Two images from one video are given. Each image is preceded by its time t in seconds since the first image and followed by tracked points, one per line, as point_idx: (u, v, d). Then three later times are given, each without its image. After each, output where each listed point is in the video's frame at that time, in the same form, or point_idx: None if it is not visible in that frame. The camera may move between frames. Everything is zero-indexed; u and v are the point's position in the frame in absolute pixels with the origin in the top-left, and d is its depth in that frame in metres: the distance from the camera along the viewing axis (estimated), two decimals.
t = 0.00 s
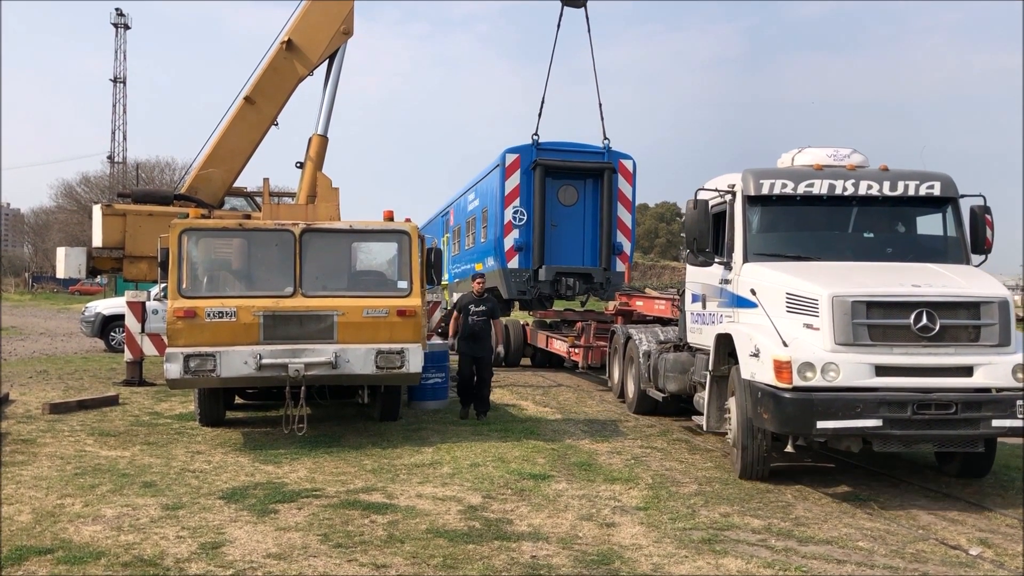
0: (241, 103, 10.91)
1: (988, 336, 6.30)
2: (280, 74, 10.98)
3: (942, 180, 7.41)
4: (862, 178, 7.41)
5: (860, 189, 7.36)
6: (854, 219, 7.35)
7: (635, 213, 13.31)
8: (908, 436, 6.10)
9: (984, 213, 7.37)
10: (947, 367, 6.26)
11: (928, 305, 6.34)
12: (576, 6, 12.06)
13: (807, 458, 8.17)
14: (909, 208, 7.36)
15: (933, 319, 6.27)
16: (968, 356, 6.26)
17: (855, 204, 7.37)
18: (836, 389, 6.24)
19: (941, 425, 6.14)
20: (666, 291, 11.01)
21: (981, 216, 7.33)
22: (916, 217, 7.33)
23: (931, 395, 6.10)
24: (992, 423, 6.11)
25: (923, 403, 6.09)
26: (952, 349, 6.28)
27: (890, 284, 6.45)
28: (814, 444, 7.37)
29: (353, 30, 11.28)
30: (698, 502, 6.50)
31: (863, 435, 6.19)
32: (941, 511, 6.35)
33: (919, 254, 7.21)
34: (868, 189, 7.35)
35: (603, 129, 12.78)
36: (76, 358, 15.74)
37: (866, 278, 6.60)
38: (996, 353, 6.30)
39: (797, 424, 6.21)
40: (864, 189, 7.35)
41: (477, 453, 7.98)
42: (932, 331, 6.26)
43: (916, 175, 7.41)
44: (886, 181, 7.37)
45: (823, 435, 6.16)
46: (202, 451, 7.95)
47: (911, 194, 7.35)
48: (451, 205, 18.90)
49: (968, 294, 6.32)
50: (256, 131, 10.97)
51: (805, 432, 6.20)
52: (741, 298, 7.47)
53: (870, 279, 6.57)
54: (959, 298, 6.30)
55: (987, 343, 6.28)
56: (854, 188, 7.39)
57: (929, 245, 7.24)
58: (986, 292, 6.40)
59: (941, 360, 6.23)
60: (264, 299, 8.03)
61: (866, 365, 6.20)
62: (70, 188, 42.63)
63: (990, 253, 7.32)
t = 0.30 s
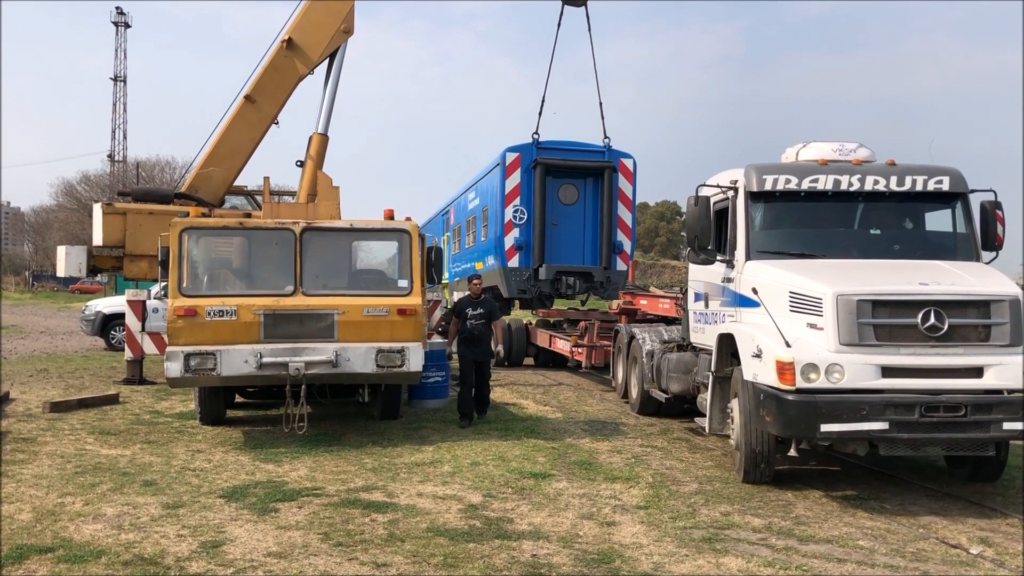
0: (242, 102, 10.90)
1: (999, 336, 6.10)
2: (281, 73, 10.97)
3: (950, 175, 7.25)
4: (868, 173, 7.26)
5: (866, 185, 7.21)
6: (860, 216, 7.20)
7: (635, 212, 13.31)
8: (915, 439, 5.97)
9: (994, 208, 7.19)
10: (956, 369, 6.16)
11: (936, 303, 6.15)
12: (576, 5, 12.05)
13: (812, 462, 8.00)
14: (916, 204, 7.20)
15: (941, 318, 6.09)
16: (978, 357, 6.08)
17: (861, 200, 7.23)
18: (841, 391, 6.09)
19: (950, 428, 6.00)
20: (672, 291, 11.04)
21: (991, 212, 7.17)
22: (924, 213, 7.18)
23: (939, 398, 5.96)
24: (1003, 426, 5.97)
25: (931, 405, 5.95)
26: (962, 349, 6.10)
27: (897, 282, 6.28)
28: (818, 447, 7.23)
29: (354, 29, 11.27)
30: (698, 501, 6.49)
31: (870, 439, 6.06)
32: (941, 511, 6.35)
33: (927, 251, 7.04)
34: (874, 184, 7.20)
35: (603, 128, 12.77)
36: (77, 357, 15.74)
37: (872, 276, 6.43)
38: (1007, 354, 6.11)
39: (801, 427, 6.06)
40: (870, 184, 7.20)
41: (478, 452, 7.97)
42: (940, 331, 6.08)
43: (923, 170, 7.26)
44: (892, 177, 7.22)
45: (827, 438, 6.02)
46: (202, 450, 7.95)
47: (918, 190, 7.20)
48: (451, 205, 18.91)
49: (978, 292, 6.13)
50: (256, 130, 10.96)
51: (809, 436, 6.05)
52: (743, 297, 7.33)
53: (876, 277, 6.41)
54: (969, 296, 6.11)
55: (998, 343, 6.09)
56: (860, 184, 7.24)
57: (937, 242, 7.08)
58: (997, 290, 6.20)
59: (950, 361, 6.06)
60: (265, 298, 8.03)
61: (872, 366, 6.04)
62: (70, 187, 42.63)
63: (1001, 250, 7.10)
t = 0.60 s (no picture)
0: (241, 101, 10.89)
1: (1012, 338, 5.91)
2: (281, 72, 10.96)
3: (962, 171, 7.02)
4: (878, 168, 7.03)
5: (875, 181, 6.98)
6: (868, 213, 6.98)
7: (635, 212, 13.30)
8: (925, 445, 5.79)
9: (1007, 205, 6.99)
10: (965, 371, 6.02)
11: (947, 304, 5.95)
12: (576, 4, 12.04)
13: (818, 466, 7.84)
14: (927, 201, 6.98)
15: (952, 319, 5.89)
16: (992, 360, 5.87)
17: (870, 196, 7.01)
18: (848, 395, 5.90)
19: (961, 433, 5.82)
20: (676, 290, 11.06)
21: (1004, 210, 6.98)
22: (935, 210, 6.96)
23: (950, 402, 5.76)
24: (1017, 432, 5.79)
25: (942, 410, 5.77)
26: (973, 351, 5.90)
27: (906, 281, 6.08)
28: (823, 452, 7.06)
29: (354, 27, 11.27)
30: (698, 501, 6.49)
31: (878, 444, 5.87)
32: (941, 510, 6.36)
33: (938, 249, 6.82)
34: (883, 180, 6.98)
35: (603, 128, 12.74)
36: (76, 356, 15.72)
37: (881, 276, 6.23)
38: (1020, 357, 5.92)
39: (806, 433, 5.86)
40: (879, 179, 6.97)
41: (478, 452, 7.98)
42: (951, 333, 5.88)
43: (935, 166, 7.03)
44: (902, 172, 7.00)
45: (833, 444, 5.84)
46: (202, 449, 7.94)
47: (929, 186, 6.98)
48: (451, 205, 18.83)
49: (990, 293, 5.93)
50: (256, 129, 10.96)
51: (814, 442, 5.86)
52: (747, 296, 7.16)
53: (884, 276, 6.22)
54: (981, 297, 5.91)
55: (1011, 346, 5.89)
56: (869, 179, 7.01)
57: (949, 239, 6.86)
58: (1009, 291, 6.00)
59: (962, 365, 5.86)
60: (264, 297, 8.03)
61: (880, 369, 5.85)
62: (69, 185, 42.61)
63: (1015, 249, 6.91)
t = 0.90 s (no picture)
0: (240, 101, 10.89)
1: None
2: (280, 72, 10.96)
3: (977, 169, 6.79)
4: (889, 165, 6.81)
5: (886, 178, 6.76)
6: (879, 212, 6.75)
7: (634, 212, 13.30)
8: (936, 454, 5.49)
9: None
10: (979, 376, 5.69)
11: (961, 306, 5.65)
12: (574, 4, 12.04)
13: (825, 472, 7.61)
14: (940, 199, 6.76)
15: (966, 323, 5.57)
16: (1008, 366, 5.54)
17: (881, 194, 6.78)
18: (856, 401, 5.61)
19: (974, 443, 5.51)
20: (679, 290, 11.03)
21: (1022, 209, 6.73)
22: (948, 210, 6.73)
23: (963, 409, 5.46)
24: None
25: (954, 418, 5.46)
26: (989, 357, 5.57)
27: (918, 282, 5.78)
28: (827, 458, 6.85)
29: (353, 28, 11.27)
30: (697, 501, 6.49)
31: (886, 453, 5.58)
32: (940, 510, 6.37)
33: (951, 250, 6.59)
34: (895, 177, 6.75)
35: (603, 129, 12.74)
36: (75, 355, 15.71)
37: (891, 276, 5.93)
38: None
39: (812, 439, 5.60)
40: (891, 177, 6.75)
41: (477, 452, 7.98)
42: (966, 337, 5.56)
43: (948, 163, 6.81)
44: (915, 169, 6.78)
45: (840, 452, 5.56)
46: (200, 449, 7.94)
47: (942, 184, 6.75)
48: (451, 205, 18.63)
49: (1006, 295, 5.61)
50: (255, 129, 10.96)
51: (820, 449, 5.59)
52: (751, 296, 6.90)
53: (896, 276, 5.94)
54: (997, 299, 5.59)
55: None
56: (880, 177, 6.79)
57: (963, 240, 6.62)
58: None
59: (976, 370, 5.54)
60: (263, 297, 8.02)
61: (889, 374, 5.55)
62: (68, 185, 42.61)
63: None
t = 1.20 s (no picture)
0: (239, 102, 10.89)
1: None
2: (279, 73, 10.97)
3: (993, 166, 6.46)
4: (902, 162, 6.49)
5: (899, 175, 6.44)
6: (892, 210, 6.41)
7: (633, 213, 13.33)
8: (949, 466, 5.23)
9: None
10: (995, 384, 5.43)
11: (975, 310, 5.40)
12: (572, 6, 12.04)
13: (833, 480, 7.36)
14: (955, 198, 6.42)
15: (982, 327, 5.32)
16: None
17: (893, 192, 6.45)
18: (864, 409, 5.37)
19: (990, 455, 5.24)
20: (685, 291, 10.73)
21: None
22: (964, 209, 6.39)
23: (977, 419, 5.20)
24: None
25: (968, 428, 5.20)
26: (1005, 364, 5.31)
27: (930, 284, 5.52)
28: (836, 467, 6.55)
29: (352, 29, 11.28)
30: (695, 502, 6.50)
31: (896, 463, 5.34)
32: (938, 511, 6.38)
33: (968, 251, 6.24)
34: (908, 174, 6.43)
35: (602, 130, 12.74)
36: (74, 357, 15.71)
37: (902, 277, 5.68)
38: None
39: (818, 448, 5.37)
40: (903, 174, 6.43)
41: (475, 453, 7.98)
42: (982, 342, 5.31)
43: (964, 160, 6.48)
44: (929, 166, 6.45)
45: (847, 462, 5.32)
46: (199, 451, 7.94)
47: (958, 182, 6.41)
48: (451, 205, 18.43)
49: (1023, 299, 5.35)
50: (254, 130, 10.97)
51: (826, 459, 5.36)
52: (755, 297, 6.58)
53: (908, 277, 5.66)
54: (1014, 303, 5.34)
55: None
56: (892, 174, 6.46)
57: (980, 240, 6.27)
58: None
59: (992, 377, 5.27)
60: (261, 299, 8.02)
61: (899, 380, 5.30)
62: (66, 187, 42.61)
63: None
